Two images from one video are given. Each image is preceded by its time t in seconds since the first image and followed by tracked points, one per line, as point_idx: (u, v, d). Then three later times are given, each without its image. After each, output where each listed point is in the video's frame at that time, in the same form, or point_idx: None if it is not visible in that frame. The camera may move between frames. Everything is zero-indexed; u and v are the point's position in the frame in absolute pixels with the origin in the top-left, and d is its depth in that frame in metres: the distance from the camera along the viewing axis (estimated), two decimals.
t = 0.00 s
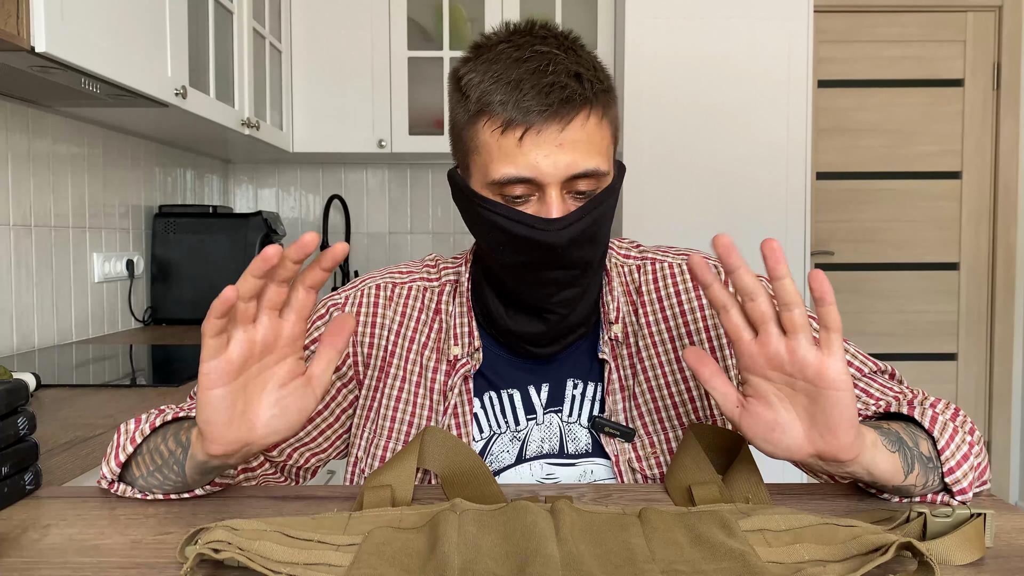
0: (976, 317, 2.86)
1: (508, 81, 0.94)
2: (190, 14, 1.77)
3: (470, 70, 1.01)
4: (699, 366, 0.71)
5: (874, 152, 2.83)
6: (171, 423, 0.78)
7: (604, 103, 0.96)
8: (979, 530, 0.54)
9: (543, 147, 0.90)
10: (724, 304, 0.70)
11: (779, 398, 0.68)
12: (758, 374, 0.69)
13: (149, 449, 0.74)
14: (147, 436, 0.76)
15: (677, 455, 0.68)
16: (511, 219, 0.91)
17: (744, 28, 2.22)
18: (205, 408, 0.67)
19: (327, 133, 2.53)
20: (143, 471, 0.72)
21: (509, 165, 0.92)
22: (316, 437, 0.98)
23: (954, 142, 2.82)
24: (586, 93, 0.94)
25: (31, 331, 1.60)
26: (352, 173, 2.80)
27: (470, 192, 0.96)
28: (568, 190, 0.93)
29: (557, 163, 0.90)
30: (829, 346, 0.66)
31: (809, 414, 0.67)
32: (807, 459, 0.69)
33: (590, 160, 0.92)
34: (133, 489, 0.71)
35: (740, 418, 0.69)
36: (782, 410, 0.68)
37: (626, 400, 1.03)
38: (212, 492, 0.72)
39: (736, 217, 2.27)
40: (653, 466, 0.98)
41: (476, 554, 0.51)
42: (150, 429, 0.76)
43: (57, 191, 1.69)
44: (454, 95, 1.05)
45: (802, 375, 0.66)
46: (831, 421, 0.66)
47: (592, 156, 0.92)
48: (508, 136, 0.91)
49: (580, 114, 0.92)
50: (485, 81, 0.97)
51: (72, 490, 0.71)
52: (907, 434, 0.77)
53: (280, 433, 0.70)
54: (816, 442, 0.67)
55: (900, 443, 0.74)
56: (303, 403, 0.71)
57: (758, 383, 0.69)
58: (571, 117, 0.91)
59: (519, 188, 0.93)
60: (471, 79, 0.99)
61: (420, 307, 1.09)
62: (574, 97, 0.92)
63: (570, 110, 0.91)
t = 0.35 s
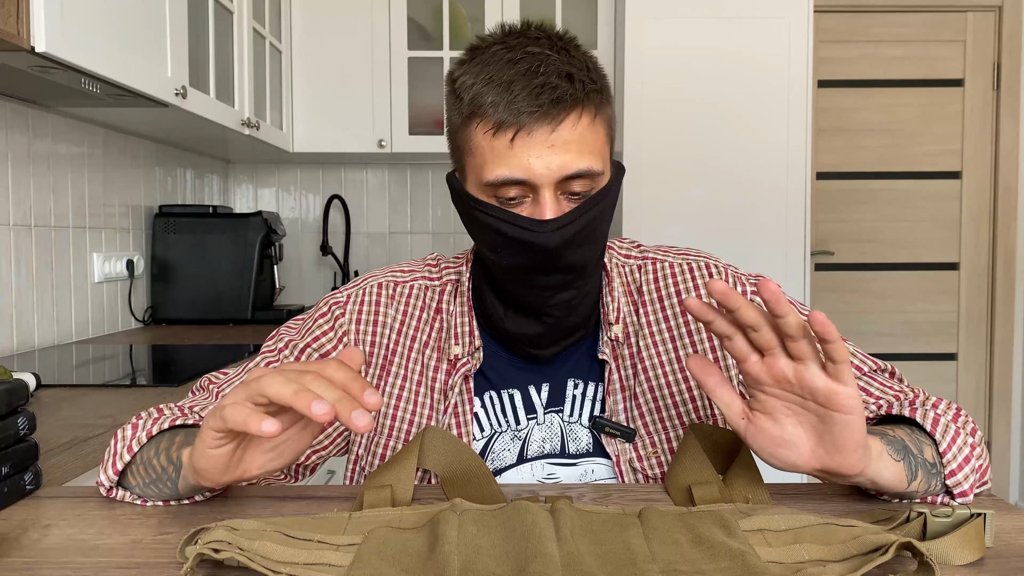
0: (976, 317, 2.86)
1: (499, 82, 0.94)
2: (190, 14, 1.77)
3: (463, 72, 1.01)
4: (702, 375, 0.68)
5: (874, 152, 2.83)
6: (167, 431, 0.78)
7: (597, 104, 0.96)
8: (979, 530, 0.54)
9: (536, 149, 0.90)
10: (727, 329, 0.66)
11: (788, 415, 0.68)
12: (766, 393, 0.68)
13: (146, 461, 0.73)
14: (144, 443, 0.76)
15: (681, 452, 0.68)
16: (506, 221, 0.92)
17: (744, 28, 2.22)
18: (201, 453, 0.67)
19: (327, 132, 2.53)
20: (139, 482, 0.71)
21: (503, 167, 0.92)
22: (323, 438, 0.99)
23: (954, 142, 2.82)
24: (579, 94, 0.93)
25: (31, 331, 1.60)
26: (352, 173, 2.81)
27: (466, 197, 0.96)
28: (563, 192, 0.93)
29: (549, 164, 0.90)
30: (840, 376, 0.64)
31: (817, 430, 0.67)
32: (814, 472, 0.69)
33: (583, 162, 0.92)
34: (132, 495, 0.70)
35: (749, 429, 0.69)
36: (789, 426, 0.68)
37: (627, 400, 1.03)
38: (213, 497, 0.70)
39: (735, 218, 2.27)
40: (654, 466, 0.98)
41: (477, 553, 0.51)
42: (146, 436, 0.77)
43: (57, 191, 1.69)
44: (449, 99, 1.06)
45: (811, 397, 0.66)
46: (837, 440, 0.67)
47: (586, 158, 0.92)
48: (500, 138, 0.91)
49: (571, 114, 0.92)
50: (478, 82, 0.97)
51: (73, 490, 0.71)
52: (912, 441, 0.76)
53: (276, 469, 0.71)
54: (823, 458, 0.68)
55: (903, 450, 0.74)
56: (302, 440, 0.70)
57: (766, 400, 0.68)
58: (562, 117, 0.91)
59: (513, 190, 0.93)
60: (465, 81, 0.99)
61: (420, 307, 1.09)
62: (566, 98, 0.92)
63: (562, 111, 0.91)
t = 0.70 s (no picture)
0: (976, 317, 2.87)
1: (495, 90, 0.94)
2: (190, 15, 1.77)
3: (456, 78, 1.01)
4: (702, 363, 0.71)
5: (875, 152, 2.83)
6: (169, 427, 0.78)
7: (592, 107, 0.96)
8: (979, 530, 0.54)
9: (534, 156, 0.90)
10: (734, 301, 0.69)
11: (785, 401, 0.68)
12: (765, 377, 0.69)
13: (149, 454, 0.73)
14: (144, 439, 0.76)
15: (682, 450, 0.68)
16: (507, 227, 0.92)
17: (744, 28, 2.22)
18: (190, 429, 0.66)
19: (327, 132, 2.53)
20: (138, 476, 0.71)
21: (502, 175, 0.92)
22: (320, 438, 0.99)
23: (954, 142, 2.82)
24: (574, 96, 0.93)
25: (32, 330, 1.60)
26: (352, 173, 2.81)
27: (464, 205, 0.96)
28: (563, 196, 0.93)
29: (548, 170, 0.90)
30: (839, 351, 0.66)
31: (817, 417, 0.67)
32: (811, 463, 0.69)
33: (581, 166, 0.92)
34: (133, 493, 0.70)
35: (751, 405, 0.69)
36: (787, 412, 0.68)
37: (627, 401, 1.03)
38: (213, 494, 0.71)
39: (735, 218, 2.27)
40: (655, 467, 0.98)
41: (477, 553, 0.51)
42: (146, 432, 0.77)
43: (57, 191, 1.69)
44: (442, 105, 1.06)
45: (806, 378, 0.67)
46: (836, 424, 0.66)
47: (584, 161, 0.92)
48: (499, 146, 0.91)
49: (569, 116, 0.92)
50: (472, 90, 0.97)
51: (72, 490, 0.71)
52: (908, 436, 0.76)
53: (269, 451, 0.69)
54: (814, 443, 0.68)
55: (900, 445, 0.74)
56: (293, 416, 0.69)
57: (763, 382, 0.69)
58: (559, 123, 0.91)
59: (512, 197, 0.93)
60: (458, 88, 0.99)
61: (420, 308, 1.09)
62: (562, 104, 0.91)
63: (560, 113, 0.91)
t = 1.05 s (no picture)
0: (976, 317, 2.87)
1: (494, 89, 0.94)
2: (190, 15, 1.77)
3: (455, 78, 1.00)
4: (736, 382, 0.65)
5: (874, 152, 2.83)
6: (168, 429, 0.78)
7: (592, 106, 0.95)
8: (978, 530, 0.54)
9: (534, 157, 0.90)
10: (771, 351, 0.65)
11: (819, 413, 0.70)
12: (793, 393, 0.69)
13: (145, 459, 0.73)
14: (138, 443, 0.75)
15: (680, 449, 0.68)
16: (507, 227, 0.92)
17: (744, 29, 2.22)
18: (171, 469, 0.67)
19: (327, 133, 2.53)
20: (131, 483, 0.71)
21: (502, 175, 0.92)
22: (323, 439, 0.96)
23: (954, 142, 2.82)
24: (574, 98, 0.93)
25: (31, 330, 1.60)
26: (352, 173, 2.81)
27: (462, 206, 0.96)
28: (562, 197, 0.94)
29: (547, 171, 0.90)
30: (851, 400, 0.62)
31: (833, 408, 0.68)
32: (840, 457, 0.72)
33: (581, 167, 0.92)
34: (131, 497, 0.70)
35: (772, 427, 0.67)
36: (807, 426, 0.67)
37: (627, 400, 1.03)
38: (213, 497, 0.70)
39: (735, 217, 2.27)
40: (655, 467, 0.98)
41: (477, 552, 0.52)
42: (140, 436, 0.76)
43: (57, 191, 1.69)
44: (440, 105, 1.05)
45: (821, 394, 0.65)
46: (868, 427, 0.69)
47: (584, 162, 0.92)
48: (497, 146, 0.91)
49: (570, 119, 0.92)
50: (472, 90, 0.96)
51: (72, 490, 0.71)
52: (925, 433, 0.76)
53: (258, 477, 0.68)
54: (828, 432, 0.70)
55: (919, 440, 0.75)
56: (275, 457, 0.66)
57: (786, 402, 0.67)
58: (559, 124, 0.90)
59: (511, 197, 0.93)
60: (457, 87, 0.99)
61: (421, 307, 1.09)
62: (562, 103, 0.91)
63: (560, 117, 0.91)
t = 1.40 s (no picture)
0: (976, 318, 2.87)
1: (493, 79, 0.95)
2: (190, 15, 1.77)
3: (457, 71, 1.02)
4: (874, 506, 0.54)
5: (875, 152, 2.83)
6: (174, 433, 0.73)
7: (591, 101, 0.96)
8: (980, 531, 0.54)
9: (530, 146, 0.91)
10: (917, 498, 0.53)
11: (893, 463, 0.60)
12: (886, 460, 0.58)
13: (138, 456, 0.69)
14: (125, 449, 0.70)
15: (678, 450, 0.68)
16: (500, 217, 0.92)
17: (743, 29, 2.22)
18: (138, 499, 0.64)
19: (328, 133, 2.53)
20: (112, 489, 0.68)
21: (498, 164, 0.92)
22: (326, 432, 0.98)
23: (954, 142, 2.82)
24: (572, 91, 0.94)
25: (32, 330, 1.60)
26: (352, 173, 2.80)
27: (458, 197, 0.96)
28: (558, 190, 0.94)
29: (543, 161, 0.91)
30: (961, 505, 0.52)
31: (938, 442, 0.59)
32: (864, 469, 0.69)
33: (577, 159, 0.92)
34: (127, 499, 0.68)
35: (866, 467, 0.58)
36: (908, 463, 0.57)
37: (627, 398, 1.03)
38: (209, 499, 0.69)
39: (735, 217, 2.27)
40: (655, 465, 0.99)
41: (476, 551, 0.52)
42: (128, 441, 0.71)
43: (57, 191, 1.69)
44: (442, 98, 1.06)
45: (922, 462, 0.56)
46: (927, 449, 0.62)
47: (580, 155, 0.93)
48: (494, 135, 0.92)
49: (567, 112, 0.93)
50: (472, 81, 0.97)
51: (72, 490, 0.71)
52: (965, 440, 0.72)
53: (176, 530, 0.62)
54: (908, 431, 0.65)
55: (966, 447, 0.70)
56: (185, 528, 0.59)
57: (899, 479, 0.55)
58: (555, 113, 0.92)
59: (507, 186, 0.94)
60: (459, 79, 1.00)
61: (422, 302, 1.08)
62: (559, 94, 0.92)
63: (557, 109, 0.92)
